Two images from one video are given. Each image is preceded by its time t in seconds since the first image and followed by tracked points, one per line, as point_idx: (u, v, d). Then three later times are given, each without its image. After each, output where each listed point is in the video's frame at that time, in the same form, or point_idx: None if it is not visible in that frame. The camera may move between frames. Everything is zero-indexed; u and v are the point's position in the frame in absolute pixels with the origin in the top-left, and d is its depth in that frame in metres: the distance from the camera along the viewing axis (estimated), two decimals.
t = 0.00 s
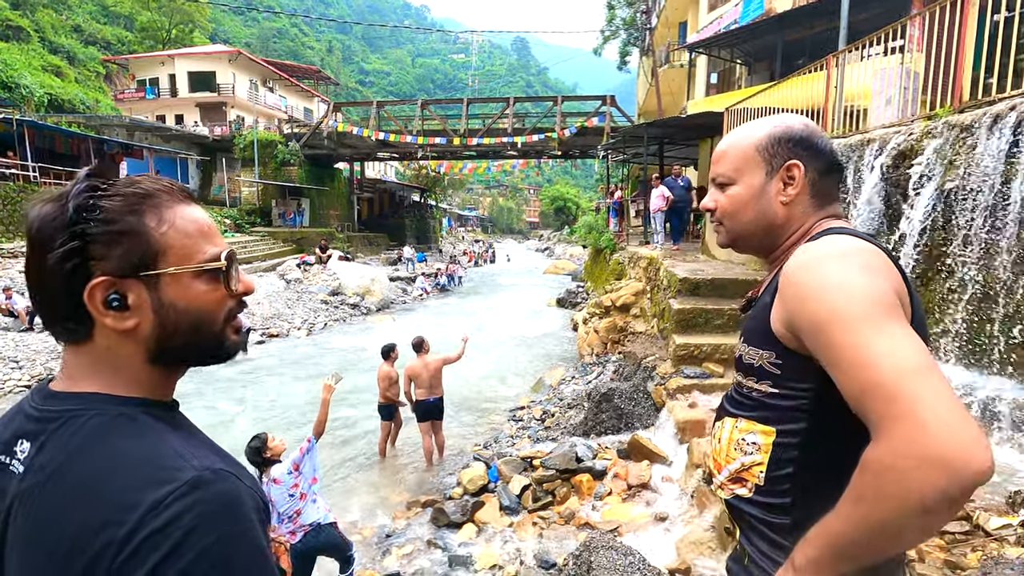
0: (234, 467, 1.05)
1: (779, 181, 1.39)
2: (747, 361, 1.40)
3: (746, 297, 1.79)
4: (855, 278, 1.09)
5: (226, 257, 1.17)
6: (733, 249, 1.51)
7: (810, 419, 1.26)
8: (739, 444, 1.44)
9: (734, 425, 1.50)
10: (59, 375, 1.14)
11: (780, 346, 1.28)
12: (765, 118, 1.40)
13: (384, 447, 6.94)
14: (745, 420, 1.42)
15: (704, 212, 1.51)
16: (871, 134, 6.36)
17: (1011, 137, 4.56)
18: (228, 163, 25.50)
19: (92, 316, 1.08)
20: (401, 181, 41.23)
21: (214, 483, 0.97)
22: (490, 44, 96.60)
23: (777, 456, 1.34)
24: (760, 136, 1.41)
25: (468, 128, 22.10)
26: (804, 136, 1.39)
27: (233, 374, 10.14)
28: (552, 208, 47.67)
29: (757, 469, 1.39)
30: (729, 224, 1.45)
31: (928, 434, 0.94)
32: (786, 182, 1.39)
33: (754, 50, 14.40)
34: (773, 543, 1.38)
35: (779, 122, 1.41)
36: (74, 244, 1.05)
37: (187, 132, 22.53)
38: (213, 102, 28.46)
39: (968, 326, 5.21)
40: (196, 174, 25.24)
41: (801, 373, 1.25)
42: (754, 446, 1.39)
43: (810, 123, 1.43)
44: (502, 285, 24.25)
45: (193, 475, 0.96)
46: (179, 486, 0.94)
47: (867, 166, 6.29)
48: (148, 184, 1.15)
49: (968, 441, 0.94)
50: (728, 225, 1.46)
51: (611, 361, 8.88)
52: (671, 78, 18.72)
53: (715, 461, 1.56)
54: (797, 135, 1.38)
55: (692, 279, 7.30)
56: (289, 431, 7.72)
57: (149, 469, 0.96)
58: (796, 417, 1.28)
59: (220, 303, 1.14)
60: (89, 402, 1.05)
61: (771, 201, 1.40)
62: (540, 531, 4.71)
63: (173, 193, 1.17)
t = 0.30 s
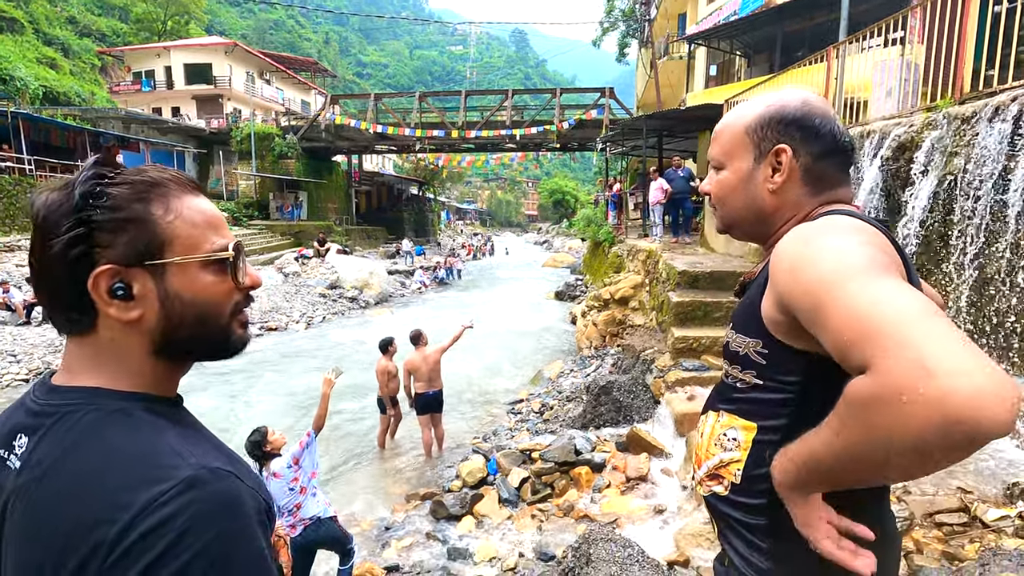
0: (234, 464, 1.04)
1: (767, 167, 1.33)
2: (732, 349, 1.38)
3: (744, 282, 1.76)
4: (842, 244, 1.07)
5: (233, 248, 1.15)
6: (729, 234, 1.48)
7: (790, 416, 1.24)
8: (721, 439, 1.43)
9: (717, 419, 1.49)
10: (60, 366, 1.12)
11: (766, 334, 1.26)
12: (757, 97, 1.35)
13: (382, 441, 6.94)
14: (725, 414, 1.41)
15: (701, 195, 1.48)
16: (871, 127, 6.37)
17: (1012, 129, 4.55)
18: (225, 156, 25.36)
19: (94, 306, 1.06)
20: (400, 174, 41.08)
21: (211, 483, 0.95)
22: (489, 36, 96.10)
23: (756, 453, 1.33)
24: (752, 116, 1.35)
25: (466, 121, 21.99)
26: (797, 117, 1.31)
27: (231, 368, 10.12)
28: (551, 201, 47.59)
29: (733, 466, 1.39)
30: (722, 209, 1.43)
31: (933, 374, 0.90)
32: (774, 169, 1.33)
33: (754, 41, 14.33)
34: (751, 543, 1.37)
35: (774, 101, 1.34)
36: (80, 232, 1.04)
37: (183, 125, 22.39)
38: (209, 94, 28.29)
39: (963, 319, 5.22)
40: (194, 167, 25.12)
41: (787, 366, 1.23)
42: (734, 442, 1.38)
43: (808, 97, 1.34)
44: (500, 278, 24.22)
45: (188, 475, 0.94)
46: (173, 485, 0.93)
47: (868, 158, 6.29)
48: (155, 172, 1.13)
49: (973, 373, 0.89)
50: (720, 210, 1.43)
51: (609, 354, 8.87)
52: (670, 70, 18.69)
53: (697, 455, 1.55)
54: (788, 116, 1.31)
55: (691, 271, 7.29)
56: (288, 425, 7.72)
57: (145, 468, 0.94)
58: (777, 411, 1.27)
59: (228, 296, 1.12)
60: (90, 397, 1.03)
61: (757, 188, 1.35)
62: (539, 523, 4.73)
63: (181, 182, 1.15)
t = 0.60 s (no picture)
0: (255, 467, 1.02)
1: (768, 159, 1.29)
2: (727, 353, 1.30)
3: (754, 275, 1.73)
4: (847, 251, 1.00)
5: (244, 244, 1.13)
6: (732, 228, 1.45)
7: (787, 427, 1.17)
8: (717, 449, 1.36)
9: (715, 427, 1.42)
10: (69, 368, 1.11)
11: (762, 342, 1.17)
12: (761, 84, 1.29)
13: (381, 437, 6.93)
14: (722, 422, 1.34)
15: (704, 187, 1.45)
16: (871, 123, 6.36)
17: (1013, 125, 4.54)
18: (221, 152, 25.23)
19: (103, 307, 1.04)
20: (397, 170, 40.95)
21: (232, 486, 0.93)
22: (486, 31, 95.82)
23: (753, 465, 1.26)
24: (753, 105, 1.31)
25: (464, 116, 21.92)
26: (802, 106, 1.24)
27: (228, 365, 10.09)
28: (548, 197, 47.56)
29: (730, 478, 1.32)
30: (723, 201, 1.40)
31: (924, 406, 0.82)
32: (776, 161, 1.28)
33: (753, 37, 14.31)
34: (748, 562, 1.31)
35: (779, 88, 1.28)
36: (85, 230, 1.02)
37: (180, 121, 22.28)
38: (205, 89, 28.16)
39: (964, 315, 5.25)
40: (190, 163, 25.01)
41: (785, 377, 1.15)
42: (730, 452, 1.31)
43: (815, 81, 1.27)
44: (498, 275, 24.18)
45: (211, 477, 0.93)
46: (196, 488, 0.91)
47: (868, 154, 6.27)
48: (163, 167, 1.10)
49: (975, 412, 0.80)
50: (721, 202, 1.40)
51: (607, 351, 8.87)
52: (668, 65, 18.67)
53: (695, 464, 1.49)
54: (792, 105, 1.25)
55: (690, 268, 7.28)
56: (286, 422, 7.70)
57: (163, 473, 0.92)
58: (772, 422, 1.19)
59: (239, 295, 1.09)
60: (103, 399, 1.01)
61: (758, 181, 1.32)
62: (538, 520, 4.72)
63: (189, 177, 1.13)
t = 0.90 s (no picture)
0: (255, 462, 1.02)
1: (757, 157, 1.29)
2: (722, 355, 1.29)
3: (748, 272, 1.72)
4: (830, 256, 0.99)
5: (238, 238, 1.12)
6: (724, 226, 1.45)
7: (778, 430, 1.16)
8: (712, 450, 1.35)
9: (710, 426, 1.41)
10: (61, 368, 1.09)
11: (758, 345, 1.15)
12: (746, 81, 1.29)
13: (377, 438, 6.91)
14: (716, 423, 1.32)
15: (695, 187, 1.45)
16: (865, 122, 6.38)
17: (1006, 124, 4.56)
18: (216, 151, 25.13)
19: (97, 305, 1.03)
20: (393, 169, 40.90)
21: (236, 481, 0.93)
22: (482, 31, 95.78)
23: (746, 468, 1.24)
24: (739, 102, 1.30)
25: (460, 116, 21.90)
26: (787, 102, 1.24)
27: (224, 365, 10.06)
28: (544, 197, 47.58)
29: (723, 479, 1.31)
30: (712, 201, 1.40)
31: (876, 436, 0.84)
32: (764, 159, 1.28)
33: (748, 37, 14.34)
34: (741, 563, 1.30)
35: (765, 84, 1.28)
36: (77, 227, 1.01)
37: (174, 120, 22.19)
38: (200, 89, 28.06)
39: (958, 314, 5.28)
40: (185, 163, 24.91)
41: (779, 381, 1.14)
42: (724, 455, 1.30)
43: (801, 77, 1.26)
44: (495, 275, 24.16)
45: (215, 472, 0.93)
46: (201, 484, 0.91)
47: (864, 153, 6.28)
48: (153, 161, 1.10)
49: (926, 441, 0.81)
50: (711, 202, 1.40)
51: (604, 350, 8.87)
52: (664, 65, 18.72)
53: (690, 464, 1.48)
54: (777, 102, 1.25)
55: (686, 267, 7.29)
56: (281, 422, 7.67)
57: (164, 469, 0.92)
58: (763, 426, 1.19)
59: (233, 290, 1.09)
60: (98, 396, 1.00)
61: (747, 180, 1.31)
62: (535, 519, 4.72)
63: (181, 171, 1.12)
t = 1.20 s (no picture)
0: (254, 470, 1.02)
1: (758, 166, 1.29)
2: (722, 361, 1.29)
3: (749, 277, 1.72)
4: (816, 266, 1.00)
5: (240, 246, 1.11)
6: (727, 233, 1.45)
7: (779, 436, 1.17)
8: (711, 452, 1.35)
9: (710, 428, 1.41)
10: (60, 377, 1.09)
11: (756, 351, 1.16)
12: (749, 88, 1.29)
13: (373, 440, 6.90)
14: (717, 426, 1.33)
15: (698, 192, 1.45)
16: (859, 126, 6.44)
17: (999, 129, 4.60)
18: (212, 153, 25.04)
19: (99, 313, 1.03)
20: (389, 171, 40.85)
21: (236, 490, 0.93)
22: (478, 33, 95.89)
23: (744, 471, 1.25)
24: (741, 109, 1.30)
25: (456, 118, 21.89)
26: (786, 111, 1.25)
27: (219, 368, 10.02)
28: (541, 199, 47.62)
29: (722, 481, 1.32)
30: (716, 208, 1.40)
31: (821, 450, 0.87)
32: (765, 168, 1.29)
33: (743, 40, 14.41)
34: (735, 563, 1.30)
35: (766, 91, 1.28)
36: (79, 235, 1.00)
37: (169, 122, 22.11)
38: (196, 91, 27.99)
39: (953, 316, 5.31)
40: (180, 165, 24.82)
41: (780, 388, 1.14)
42: (723, 458, 1.30)
43: (801, 84, 1.27)
44: (491, 277, 24.15)
45: (214, 481, 0.92)
46: (200, 493, 0.91)
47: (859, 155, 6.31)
48: (155, 169, 1.09)
49: (866, 460, 0.84)
50: (715, 208, 1.40)
51: (601, 352, 8.88)
52: (660, 68, 18.81)
53: (688, 465, 1.49)
54: (777, 110, 1.25)
55: (682, 269, 7.32)
56: (277, 425, 7.65)
57: (163, 478, 0.91)
58: (763, 432, 1.19)
59: (234, 298, 1.09)
60: (99, 404, 1.00)
61: (749, 188, 1.32)
62: (532, 521, 4.72)
63: (182, 179, 1.12)
